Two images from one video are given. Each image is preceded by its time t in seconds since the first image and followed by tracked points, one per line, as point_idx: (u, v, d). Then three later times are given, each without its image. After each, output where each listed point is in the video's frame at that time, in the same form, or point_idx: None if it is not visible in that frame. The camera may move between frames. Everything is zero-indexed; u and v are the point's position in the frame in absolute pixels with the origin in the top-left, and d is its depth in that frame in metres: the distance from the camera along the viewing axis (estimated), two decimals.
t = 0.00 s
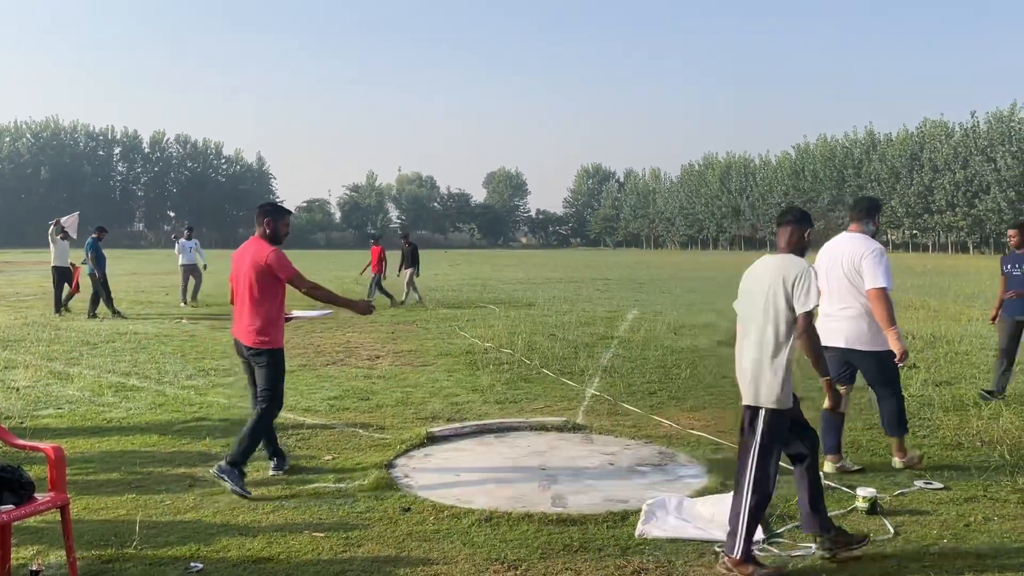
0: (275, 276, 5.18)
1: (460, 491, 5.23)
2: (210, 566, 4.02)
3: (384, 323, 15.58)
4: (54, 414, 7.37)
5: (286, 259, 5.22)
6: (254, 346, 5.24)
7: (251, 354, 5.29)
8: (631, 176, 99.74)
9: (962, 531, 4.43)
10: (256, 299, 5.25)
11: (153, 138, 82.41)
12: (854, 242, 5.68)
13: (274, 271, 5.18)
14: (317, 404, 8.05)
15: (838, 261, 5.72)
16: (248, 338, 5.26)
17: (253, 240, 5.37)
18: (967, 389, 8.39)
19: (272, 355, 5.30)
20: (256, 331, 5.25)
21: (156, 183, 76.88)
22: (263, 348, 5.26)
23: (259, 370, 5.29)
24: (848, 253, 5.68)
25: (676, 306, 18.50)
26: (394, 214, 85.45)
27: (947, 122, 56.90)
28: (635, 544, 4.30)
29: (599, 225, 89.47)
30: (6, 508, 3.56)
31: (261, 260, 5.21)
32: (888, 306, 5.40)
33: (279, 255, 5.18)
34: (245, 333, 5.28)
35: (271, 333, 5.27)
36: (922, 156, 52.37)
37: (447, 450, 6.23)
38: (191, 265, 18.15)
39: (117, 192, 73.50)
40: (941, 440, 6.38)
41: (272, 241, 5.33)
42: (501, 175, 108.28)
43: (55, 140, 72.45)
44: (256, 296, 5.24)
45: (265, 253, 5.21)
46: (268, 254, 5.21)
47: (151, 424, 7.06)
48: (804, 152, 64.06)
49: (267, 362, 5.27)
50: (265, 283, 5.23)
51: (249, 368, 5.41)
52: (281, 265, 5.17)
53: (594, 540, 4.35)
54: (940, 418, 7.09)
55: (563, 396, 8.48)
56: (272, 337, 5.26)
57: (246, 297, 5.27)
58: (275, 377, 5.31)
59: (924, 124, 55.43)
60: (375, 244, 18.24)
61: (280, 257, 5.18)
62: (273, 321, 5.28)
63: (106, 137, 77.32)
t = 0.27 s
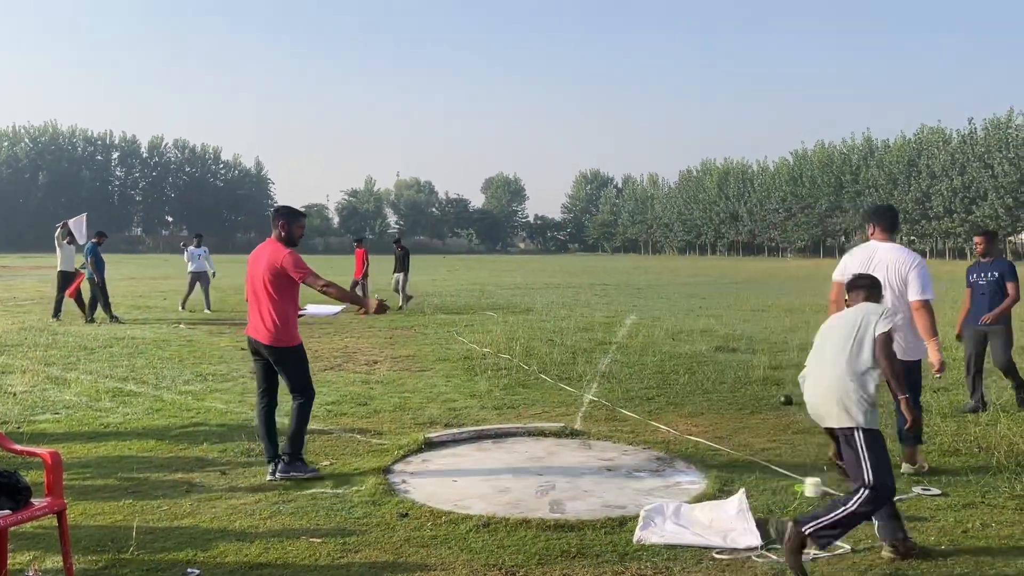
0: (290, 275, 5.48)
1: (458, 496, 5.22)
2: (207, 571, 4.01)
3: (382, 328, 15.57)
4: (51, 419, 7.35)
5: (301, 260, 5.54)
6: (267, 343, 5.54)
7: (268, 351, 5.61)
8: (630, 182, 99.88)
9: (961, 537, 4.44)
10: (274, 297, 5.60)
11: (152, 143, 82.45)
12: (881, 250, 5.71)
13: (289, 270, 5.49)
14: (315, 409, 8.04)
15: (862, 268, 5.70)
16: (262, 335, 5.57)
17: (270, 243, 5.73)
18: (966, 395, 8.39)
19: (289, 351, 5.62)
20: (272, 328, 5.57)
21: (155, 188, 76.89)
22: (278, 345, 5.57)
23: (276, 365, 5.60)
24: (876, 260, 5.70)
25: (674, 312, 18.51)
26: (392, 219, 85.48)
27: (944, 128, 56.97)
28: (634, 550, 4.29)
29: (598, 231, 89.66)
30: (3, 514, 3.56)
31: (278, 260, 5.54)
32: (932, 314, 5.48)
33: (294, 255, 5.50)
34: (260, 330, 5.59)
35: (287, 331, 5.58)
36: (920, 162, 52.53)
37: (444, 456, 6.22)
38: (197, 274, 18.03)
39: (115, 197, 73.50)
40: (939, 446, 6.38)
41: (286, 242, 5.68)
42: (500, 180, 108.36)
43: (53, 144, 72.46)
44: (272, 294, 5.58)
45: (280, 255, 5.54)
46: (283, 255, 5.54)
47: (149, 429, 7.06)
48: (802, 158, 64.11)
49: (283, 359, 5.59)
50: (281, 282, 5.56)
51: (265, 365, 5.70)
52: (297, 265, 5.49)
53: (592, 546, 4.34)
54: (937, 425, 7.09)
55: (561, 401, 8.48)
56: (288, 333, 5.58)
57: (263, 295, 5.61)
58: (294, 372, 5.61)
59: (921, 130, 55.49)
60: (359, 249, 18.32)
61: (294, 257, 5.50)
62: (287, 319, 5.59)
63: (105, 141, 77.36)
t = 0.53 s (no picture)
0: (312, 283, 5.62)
1: (457, 501, 5.21)
2: None
3: (381, 332, 15.55)
4: (50, 423, 7.34)
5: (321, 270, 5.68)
6: (287, 347, 5.74)
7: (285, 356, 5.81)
8: (629, 186, 99.89)
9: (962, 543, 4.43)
10: (296, 305, 5.75)
11: (152, 147, 82.55)
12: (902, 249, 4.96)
13: (310, 279, 5.63)
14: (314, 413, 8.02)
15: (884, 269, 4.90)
16: (281, 341, 5.78)
17: (288, 249, 5.86)
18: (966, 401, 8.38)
19: (308, 356, 5.84)
20: (291, 334, 5.75)
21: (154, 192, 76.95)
22: (298, 350, 5.77)
23: (296, 369, 5.82)
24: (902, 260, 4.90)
25: (674, 317, 18.50)
26: (392, 223, 85.52)
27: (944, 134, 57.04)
28: (634, 555, 4.28)
29: (597, 235, 89.86)
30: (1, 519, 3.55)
31: (298, 267, 5.69)
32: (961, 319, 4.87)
33: (314, 264, 5.64)
34: (281, 336, 5.78)
35: (306, 336, 5.77)
36: (918, 167, 52.52)
37: (443, 461, 6.20)
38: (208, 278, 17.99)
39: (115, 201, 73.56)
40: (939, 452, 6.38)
41: (305, 250, 5.81)
42: (499, 185, 108.48)
43: (53, 148, 72.57)
44: (291, 302, 5.75)
45: (300, 265, 5.67)
46: (303, 263, 5.68)
47: (148, 433, 7.05)
48: (801, 163, 64.19)
49: (301, 363, 5.80)
50: (302, 288, 5.74)
51: (283, 368, 5.91)
52: (318, 274, 5.63)
53: (592, 552, 4.34)
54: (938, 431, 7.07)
55: (560, 406, 8.47)
56: (305, 340, 5.78)
57: (284, 302, 5.78)
58: (311, 377, 5.86)
59: (920, 136, 55.57)
60: (345, 254, 18.34)
61: (314, 266, 5.64)
62: (305, 326, 5.79)
63: (105, 145, 77.46)
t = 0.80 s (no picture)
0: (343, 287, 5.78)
1: (459, 504, 5.21)
2: None
3: (382, 335, 15.54)
4: (51, 425, 7.34)
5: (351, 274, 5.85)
6: (315, 346, 5.92)
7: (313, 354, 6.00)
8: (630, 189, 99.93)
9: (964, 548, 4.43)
10: (325, 307, 5.92)
11: (153, 149, 82.67)
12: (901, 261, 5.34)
13: (341, 283, 5.79)
14: (315, 416, 8.01)
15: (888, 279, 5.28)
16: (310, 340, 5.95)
17: (318, 251, 5.99)
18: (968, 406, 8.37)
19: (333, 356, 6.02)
20: (320, 333, 5.94)
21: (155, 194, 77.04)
22: (325, 349, 5.96)
23: (322, 367, 6.02)
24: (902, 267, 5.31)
25: (675, 321, 18.50)
26: (392, 226, 85.55)
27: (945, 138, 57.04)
28: (636, 559, 4.27)
29: (597, 238, 89.87)
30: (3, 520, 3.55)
31: (329, 271, 5.84)
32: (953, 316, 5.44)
33: (345, 270, 5.79)
34: (309, 336, 5.95)
35: (334, 336, 5.97)
36: (919, 171, 52.51)
37: (445, 464, 6.19)
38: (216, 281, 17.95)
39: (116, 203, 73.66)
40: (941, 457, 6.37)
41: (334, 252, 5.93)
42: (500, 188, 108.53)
43: (55, 150, 72.69)
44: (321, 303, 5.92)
45: (330, 268, 5.83)
46: (334, 267, 5.83)
47: (150, 435, 7.04)
48: (802, 167, 64.21)
49: (326, 362, 5.97)
50: (331, 290, 5.91)
51: (308, 364, 6.10)
52: (349, 279, 5.78)
53: (593, 556, 4.33)
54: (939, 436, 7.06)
55: (561, 409, 8.47)
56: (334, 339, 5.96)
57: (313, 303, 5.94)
58: (334, 375, 6.04)
59: (921, 140, 55.59)
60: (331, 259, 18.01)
61: (345, 271, 5.79)
62: (333, 326, 5.96)
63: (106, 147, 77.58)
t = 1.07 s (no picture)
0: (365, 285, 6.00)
1: (463, 507, 5.19)
2: None
3: (385, 336, 15.53)
4: (54, 426, 7.34)
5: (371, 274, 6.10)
6: (332, 343, 6.11)
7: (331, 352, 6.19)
8: (632, 192, 99.88)
9: (970, 553, 4.41)
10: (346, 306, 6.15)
11: (156, 151, 82.79)
12: (897, 261, 5.99)
13: (363, 282, 6.02)
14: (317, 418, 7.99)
15: (880, 278, 5.96)
16: (329, 338, 6.16)
17: (342, 251, 6.27)
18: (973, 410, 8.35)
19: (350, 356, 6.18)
20: (338, 332, 6.14)
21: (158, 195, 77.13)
22: (343, 347, 6.13)
23: (338, 365, 6.17)
24: (896, 266, 5.97)
25: (677, 323, 18.48)
26: (394, 228, 85.62)
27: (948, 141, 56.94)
28: (641, 563, 4.26)
29: (599, 240, 89.84)
30: (7, 521, 3.54)
31: (351, 270, 6.09)
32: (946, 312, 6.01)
33: (368, 269, 6.03)
34: (330, 333, 6.16)
35: (352, 336, 6.16)
36: (922, 174, 52.42)
37: (449, 466, 6.18)
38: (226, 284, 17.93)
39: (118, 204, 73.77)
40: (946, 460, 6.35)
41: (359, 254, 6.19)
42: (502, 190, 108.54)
43: (58, 151, 72.81)
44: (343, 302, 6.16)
45: (353, 267, 6.10)
46: (356, 267, 6.09)
47: (153, 436, 7.04)
48: (804, 170, 64.13)
49: (343, 360, 6.15)
50: (353, 289, 6.14)
51: (328, 362, 6.29)
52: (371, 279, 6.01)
53: (598, 558, 4.32)
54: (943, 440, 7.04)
55: (564, 412, 8.45)
56: (350, 339, 6.14)
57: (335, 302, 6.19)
58: (350, 373, 6.19)
59: (924, 143, 55.51)
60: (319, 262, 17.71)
61: (367, 271, 6.03)
62: (350, 327, 6.17)
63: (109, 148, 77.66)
